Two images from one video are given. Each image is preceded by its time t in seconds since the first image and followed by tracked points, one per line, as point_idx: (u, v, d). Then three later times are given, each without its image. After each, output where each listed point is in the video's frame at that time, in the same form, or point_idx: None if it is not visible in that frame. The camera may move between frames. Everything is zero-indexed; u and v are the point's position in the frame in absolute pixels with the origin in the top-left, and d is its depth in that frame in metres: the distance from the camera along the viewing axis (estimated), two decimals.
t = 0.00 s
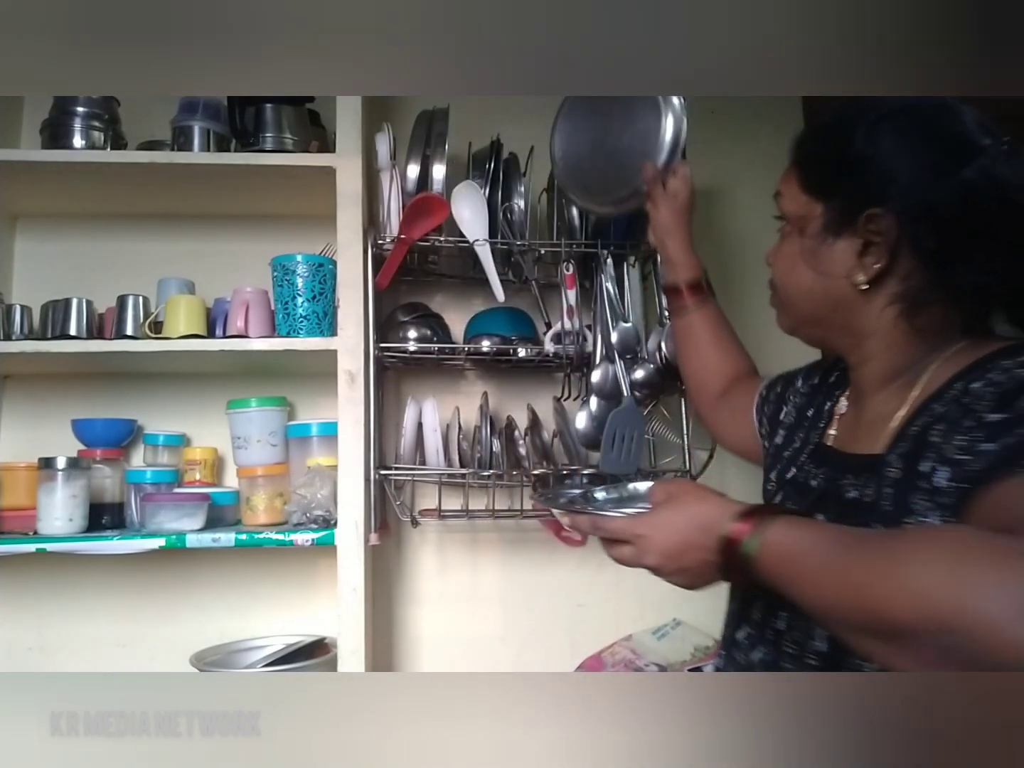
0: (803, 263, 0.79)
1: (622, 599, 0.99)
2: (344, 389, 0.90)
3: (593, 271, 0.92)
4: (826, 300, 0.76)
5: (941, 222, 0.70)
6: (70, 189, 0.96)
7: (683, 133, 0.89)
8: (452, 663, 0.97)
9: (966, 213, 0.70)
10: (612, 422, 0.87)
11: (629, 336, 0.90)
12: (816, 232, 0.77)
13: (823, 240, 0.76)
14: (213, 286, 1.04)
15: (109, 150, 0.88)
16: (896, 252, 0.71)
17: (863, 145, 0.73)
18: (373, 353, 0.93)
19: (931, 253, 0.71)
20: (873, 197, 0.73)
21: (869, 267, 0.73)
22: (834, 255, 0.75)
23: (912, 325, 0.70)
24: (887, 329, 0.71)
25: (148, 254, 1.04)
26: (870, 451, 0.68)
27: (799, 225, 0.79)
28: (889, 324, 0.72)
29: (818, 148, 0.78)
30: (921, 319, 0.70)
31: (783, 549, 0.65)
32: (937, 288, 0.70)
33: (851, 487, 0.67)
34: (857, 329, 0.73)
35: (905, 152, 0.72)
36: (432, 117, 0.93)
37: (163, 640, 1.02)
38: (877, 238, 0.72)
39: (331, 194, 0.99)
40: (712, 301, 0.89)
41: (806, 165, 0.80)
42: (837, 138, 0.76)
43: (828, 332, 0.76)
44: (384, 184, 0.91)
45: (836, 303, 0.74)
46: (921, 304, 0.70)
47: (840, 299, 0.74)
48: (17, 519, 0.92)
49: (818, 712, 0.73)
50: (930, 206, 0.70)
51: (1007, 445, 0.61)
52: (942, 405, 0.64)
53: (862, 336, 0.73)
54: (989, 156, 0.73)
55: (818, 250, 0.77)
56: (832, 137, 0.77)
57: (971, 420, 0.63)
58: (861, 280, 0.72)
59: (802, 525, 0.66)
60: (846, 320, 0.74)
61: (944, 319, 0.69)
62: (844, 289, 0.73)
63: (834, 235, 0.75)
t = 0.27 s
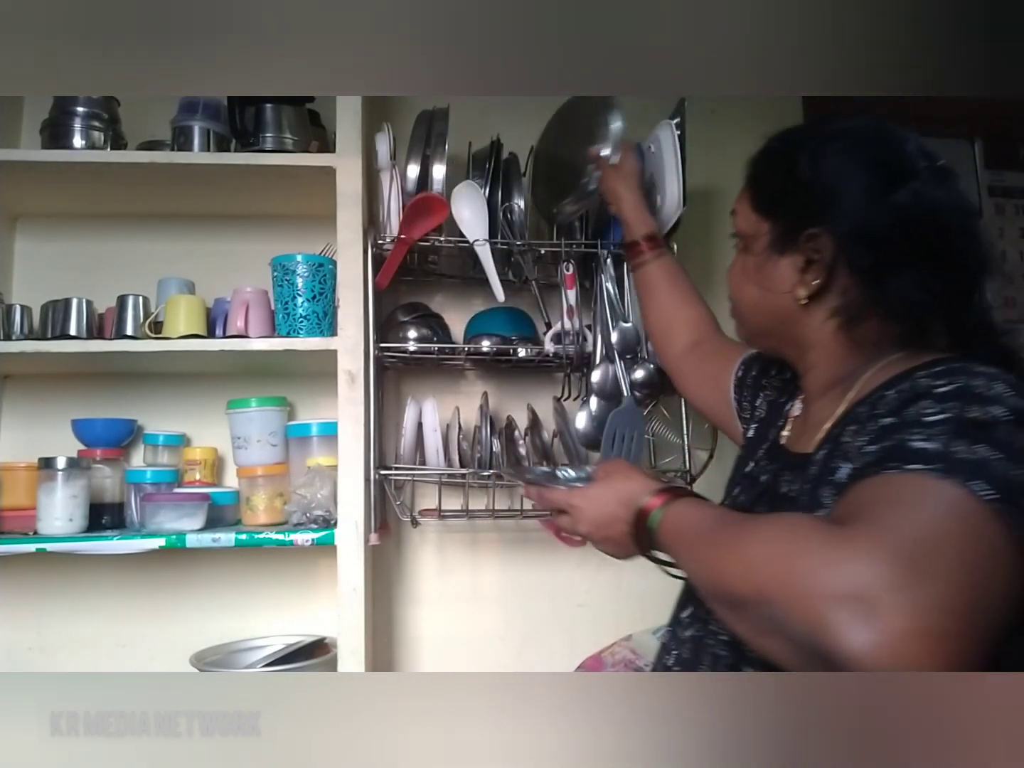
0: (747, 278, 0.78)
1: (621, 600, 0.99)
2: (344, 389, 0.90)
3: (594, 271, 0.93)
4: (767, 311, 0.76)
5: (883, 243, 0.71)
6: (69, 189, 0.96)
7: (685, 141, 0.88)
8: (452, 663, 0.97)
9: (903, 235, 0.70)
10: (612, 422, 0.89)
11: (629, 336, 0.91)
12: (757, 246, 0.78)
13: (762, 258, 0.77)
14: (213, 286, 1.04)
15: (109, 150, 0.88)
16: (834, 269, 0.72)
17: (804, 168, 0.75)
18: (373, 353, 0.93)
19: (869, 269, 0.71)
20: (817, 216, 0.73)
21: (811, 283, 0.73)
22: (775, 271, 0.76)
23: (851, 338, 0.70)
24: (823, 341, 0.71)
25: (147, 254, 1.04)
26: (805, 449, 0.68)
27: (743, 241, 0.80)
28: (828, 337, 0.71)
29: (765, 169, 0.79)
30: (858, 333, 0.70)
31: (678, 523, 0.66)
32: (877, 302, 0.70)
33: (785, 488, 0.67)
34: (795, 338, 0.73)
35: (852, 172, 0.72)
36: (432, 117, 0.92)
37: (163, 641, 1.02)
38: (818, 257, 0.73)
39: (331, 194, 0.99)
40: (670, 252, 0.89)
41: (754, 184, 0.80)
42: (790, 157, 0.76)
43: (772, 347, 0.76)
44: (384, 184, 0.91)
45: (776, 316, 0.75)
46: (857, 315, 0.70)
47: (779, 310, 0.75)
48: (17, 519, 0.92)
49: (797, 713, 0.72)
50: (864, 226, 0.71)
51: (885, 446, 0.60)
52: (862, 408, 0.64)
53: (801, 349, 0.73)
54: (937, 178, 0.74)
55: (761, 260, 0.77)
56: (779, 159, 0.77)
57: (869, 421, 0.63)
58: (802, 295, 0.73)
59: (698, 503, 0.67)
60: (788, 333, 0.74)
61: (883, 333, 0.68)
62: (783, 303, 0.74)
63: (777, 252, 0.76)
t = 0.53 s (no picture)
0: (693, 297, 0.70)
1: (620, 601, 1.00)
2: (344, 389, 0.90)
3: (594, 271, 0.94)
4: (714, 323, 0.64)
5: (826, 261, 0.54)
6: (69, 189, 0.96)
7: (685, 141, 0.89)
8: (452, 663, 0.97)
9: (847, 251, 0.54)
10: (612, 422, 0.88)
11: (629, 336, 0.92)
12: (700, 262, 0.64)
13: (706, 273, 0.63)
14: (213, 286, 1.04)
15: (109, 150, 0.88)
16: (784, 278, 0.56)
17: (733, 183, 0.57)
18: (373, 353, 0.93)
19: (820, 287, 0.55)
20: (773, 222, 0.55)
21: (764, 293, 0.59)
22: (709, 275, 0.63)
23: (800, 343, 0.58)
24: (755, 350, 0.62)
25: (147, 254, 1.04)
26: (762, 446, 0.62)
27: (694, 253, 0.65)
28: (781, 345, 0.60)
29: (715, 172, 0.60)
30: (808, 338, 0.58)
31: (608, 519, 0.54)
32: (837, 312, 0.56)
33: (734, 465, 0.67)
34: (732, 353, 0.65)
35: (800, 173, 0.53)
36: (432, 117, 0.94)
37: (164, 641, 1.02)
38: (767, 268, 0.57)
39: (331, 194, 1.00)
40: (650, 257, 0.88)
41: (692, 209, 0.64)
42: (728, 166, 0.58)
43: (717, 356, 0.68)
44: (384, 184, 0.91)
45: (724, 330, 0.63)
46: (808, 319, 0.57)
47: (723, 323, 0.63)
48: (17, 519, 0.92)
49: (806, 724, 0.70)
50: (811, 230, 0.53)
51: (780, 464, 0.48)
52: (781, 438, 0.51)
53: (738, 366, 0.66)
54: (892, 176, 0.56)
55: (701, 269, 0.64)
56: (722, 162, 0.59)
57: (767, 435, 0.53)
58: (755, 303, 0.60)
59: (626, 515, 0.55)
60: (729, 344, 0.64)
61: (836, 339, 0.56)
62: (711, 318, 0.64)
63: (726, 267, 0.60)
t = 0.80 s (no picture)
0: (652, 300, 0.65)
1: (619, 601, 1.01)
2: (344, 389, 0.90)
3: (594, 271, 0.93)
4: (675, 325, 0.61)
5: (788, 246, 0.53)
6: (68, 189, 0.95)
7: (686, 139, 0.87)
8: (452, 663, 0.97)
9: (808, 233, 0.53)
10: (612, 422, 0.88)
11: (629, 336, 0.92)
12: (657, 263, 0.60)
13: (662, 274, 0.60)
14: (213, 286, 1.04)
15: (109, 150, 0.88)
16: (748, 267, 0.54)
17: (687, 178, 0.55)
18: (373, 353, 0.93)
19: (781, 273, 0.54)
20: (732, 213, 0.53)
21: (730, 283, 0.56)
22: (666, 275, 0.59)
23: (764, 334, 0.55)
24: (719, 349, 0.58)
25: (147, 254, 1.04)
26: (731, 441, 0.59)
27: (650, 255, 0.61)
28: (744, 338, 0.57)
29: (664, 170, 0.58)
30: (771, 326, 0.55)
31: (555, 544, 0.56)
32: (800, 296, 0.54)
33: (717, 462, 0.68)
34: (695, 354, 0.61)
35: (742, 168, 0.52)
36: (432, 117, 0.94)
37: (164, 641, 1.02)
38: (730, 260, 0.55)
39: (331, 194, 1.00)
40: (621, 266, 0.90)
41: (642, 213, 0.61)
42: (677, 161, 0.56)
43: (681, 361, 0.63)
44: (384, 184, 0.91)
45: (687, 329, 0.59)
46: (771, 306, 0.55)
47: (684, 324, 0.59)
48: (17, 519, 0.92)
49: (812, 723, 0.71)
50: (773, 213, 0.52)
51: (687, 483, 0.48)
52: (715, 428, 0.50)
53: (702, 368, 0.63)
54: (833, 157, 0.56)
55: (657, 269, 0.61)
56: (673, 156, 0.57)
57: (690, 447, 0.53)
58: (722, 294, 0.56)
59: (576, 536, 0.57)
60: (695, 346, 0.60)
61: (799, 325, 0.54)
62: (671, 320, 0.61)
63: (686, 263, 0.57)
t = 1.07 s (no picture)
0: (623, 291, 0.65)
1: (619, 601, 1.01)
2: (344, 389, 0.89)
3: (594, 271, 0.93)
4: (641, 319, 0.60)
5: (752, 238, 0.52)
6: (68, 189, 0.96)
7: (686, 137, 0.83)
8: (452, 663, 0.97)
9: (773, 222, 0.52)
10: (613, 422, 0.91)
11: (628, 336, 0.91)
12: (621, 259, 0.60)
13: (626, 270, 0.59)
14: (213, 286, 1.04)
15: (109, 150, 0.88)
16: (710, 260, 0.53)
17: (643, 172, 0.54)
18: (373, 353, 0.93)
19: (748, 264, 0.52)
20: (689, 205, 0.52)
21: (693, 279, 0.55)
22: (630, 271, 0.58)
23: (726, 327, 0.54)
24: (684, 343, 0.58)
25: (147, 254, 1.04)
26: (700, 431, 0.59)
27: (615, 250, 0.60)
28: (706, 332, 0.56)
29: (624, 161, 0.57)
30: (731, 319, 0.54)
31: (524, 576, 0.55)
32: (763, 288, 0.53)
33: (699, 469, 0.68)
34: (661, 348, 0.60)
35: (702, 158, 0.50)
36: (432, 117, 0.94)
37: (164, 641, 1.02)
38: (690, 254, 0.54)
39: (331, 194, 1.00)
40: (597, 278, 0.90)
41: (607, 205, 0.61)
42: (635, 153, 0.54)
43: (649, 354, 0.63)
44: (384, 184, 0.91)
45: (653, 323, 0.59)
46: (733, 299, 0.54)
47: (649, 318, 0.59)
48: (17, 519, 0.92)
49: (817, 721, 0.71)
50: (736, 203, 0.51)
51: (619, 497, 0.47)
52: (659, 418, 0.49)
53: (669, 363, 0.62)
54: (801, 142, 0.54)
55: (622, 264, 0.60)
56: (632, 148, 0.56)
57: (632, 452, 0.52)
58: (683, 291, 0.56)
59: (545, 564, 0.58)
60: (663, 344, 0.60)
61: (765, 317, 0.53)
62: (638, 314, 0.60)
63: (648, 258, 0.56)
